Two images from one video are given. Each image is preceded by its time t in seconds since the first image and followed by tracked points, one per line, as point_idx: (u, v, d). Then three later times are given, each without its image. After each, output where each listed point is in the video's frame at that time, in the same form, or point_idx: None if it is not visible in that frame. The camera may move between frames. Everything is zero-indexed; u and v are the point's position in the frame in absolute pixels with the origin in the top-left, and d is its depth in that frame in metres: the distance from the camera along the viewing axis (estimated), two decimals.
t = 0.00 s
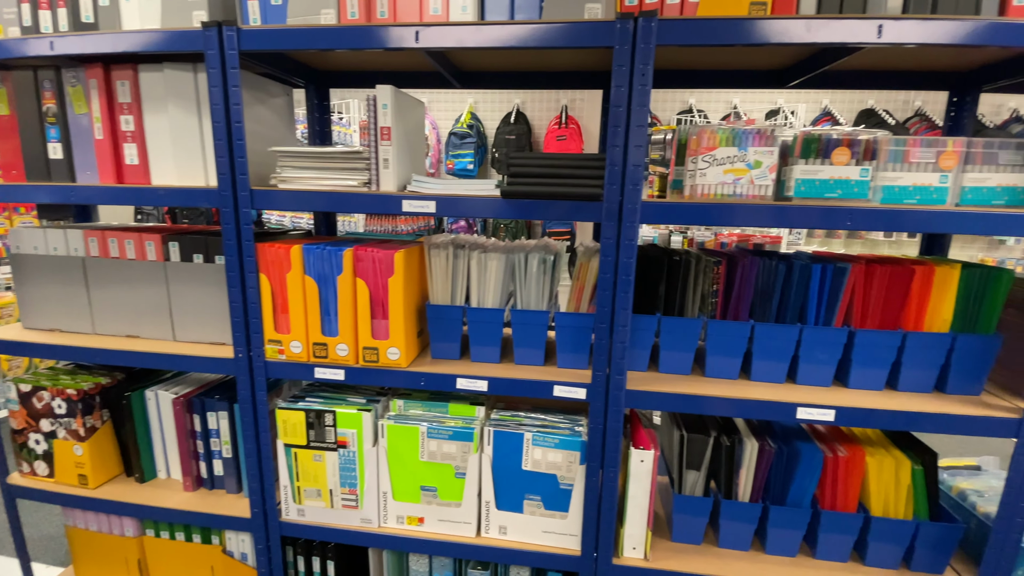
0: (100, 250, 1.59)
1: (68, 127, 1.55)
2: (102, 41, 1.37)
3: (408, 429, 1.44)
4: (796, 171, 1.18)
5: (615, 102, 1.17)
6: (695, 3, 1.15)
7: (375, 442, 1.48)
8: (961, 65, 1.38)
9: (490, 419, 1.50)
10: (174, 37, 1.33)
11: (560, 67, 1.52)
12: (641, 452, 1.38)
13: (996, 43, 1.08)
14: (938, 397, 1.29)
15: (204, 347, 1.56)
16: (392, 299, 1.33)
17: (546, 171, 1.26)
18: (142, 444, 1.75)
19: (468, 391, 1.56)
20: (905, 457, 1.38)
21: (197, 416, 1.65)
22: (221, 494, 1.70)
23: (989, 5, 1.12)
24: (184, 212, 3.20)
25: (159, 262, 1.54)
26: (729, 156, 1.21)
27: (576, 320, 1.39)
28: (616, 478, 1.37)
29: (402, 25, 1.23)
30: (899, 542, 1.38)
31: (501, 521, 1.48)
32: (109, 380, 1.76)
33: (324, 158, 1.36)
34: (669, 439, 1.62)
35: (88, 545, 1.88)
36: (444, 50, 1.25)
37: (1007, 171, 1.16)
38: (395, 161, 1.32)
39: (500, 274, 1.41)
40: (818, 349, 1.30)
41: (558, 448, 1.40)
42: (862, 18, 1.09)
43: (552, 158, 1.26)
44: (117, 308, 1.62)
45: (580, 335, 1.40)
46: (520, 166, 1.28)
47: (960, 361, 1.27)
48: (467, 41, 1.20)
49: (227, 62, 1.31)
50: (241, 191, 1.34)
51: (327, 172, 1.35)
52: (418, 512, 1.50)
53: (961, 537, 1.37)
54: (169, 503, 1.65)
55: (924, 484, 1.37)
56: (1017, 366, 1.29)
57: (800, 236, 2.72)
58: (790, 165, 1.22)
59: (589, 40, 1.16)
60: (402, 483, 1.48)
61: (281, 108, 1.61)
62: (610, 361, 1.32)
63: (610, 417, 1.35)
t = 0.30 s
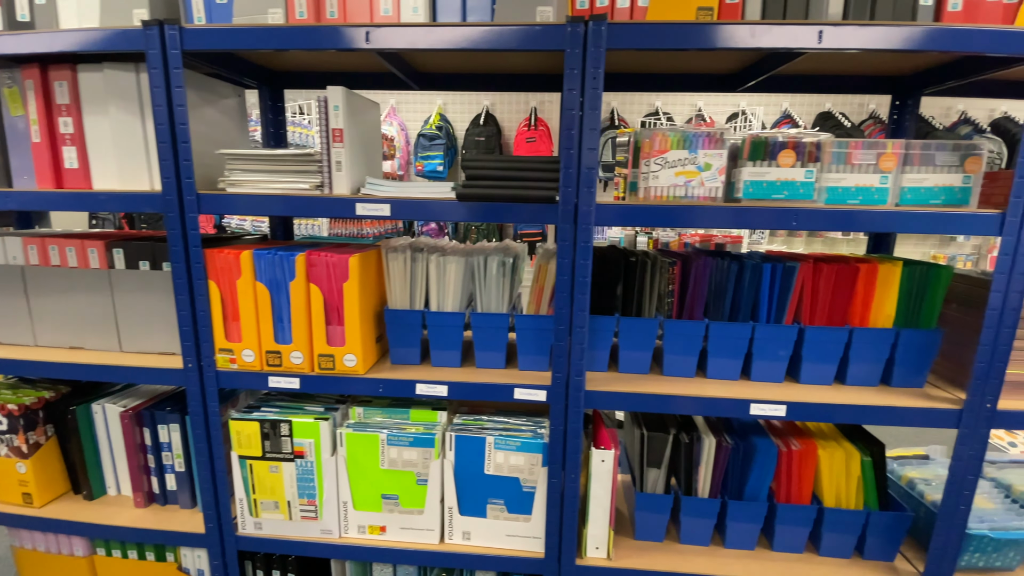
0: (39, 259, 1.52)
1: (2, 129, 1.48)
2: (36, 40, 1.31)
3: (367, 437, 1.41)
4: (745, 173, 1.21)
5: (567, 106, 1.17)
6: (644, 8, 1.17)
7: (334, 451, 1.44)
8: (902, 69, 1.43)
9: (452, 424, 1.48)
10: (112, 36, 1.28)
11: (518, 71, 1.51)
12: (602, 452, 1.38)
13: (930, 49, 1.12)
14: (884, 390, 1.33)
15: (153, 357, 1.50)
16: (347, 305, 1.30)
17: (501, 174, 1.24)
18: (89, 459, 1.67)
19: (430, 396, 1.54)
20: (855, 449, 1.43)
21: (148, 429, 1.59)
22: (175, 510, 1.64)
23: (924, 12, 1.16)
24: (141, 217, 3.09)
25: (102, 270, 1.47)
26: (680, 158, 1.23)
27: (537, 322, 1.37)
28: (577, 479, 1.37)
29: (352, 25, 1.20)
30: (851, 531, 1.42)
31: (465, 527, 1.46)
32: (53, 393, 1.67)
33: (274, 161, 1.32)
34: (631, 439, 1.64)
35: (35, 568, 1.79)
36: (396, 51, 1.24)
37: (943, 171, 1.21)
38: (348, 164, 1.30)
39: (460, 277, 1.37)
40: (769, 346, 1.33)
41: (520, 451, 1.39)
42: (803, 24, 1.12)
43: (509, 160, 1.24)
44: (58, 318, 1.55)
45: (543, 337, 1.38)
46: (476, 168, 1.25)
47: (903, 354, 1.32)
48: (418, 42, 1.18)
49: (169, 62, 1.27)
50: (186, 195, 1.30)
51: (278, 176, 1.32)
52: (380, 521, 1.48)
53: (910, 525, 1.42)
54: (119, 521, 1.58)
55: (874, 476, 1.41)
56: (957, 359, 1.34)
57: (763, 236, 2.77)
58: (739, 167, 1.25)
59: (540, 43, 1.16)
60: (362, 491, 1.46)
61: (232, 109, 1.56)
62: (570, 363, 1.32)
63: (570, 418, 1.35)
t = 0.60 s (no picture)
0: None
1: None
2: None
3: (323, 444, 1.39)
4: (692, 175, 1.24)
5: (517, 109, 1.17)
6: (590, 12, 1.18)
7: (289, 460, 1.42)
8: (845, 73, 1.48)
9: (412, 429, 1.46)
10: (47, 37, 1.23)
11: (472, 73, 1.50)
12: (561, 452, 1.39)
13: (865, 53, 1.16)
14: (831, 383, 1.37)
15: (98, 368, 1.45)
16: (298, 311, 1.28)
17: (453, 176, 1.23)
18: (35, 476, 1.61)
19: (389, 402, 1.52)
20: (806, 442, 1.46)
21: (96, 443, 1.54)
22: (127, 525, 1.59)
23: (859, 18, 1.20)
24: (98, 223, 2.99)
25: (42, 279, 1.42)
26: (630, 161, 1.26)
27: (494, 324, 1.36)
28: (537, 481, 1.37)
29: (296, 27, 1.18)
30: (804, 522, 1.46)
31: (426, 532, 1.45)
32: None
33: (220, 165, 1.29)
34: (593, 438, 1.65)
35: None
36: (343, 53, 1.22)
37: (881, 172, 1.25)
38: (297, 167, 1.28)
39: (416, 281, 1.35)
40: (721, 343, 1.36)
41: (480, 454, 1.39)
42: (743, 28, 1.14)
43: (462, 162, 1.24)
44: None
45: (501, 338, 1.37)
46: (428, 171, 1.24)
47: (848, 349, 1.36)
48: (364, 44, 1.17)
49: (108, 65, 1.23)
50: (128, 201, 1.26)
51: (224, 180, 1.29)
52: (339, 529, 1.45)
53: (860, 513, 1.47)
54: (66, 539, 1.52)
55: (824, 467, 1.45)
56: (901, 353, 1.38)
57: (728, 235, 2.81)
58: (686, 169, 1.28)
59: (487, 46, 1.16)
60: (320, 500, 1.43)
61: (181, 111, 1.54)
62: (526, 364, 1.32)
63: (529, 419, 1.35)
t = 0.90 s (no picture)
0: None
1: None
2: None
3: (282, 451, 1.36)
4: (645, 176, 1.27)
5: (471, 111, 1.16)
6: (542, 16, 1.20)
7: (248, 468, 1.39)
8: (794, 76, 1.52)
9: (375, 433, 1.45)
10: None
11: (431, 74, 1.49)
12: (525, 451, 1.38)
13: (807, 57, 1.20)
14: (784, 377, 1.41)
15: (45, 379, 1.40)
16: (253, 316, 1.27)
17: (406, 178, 1.23)
18: None
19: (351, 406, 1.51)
20: (762, 434, 1.51)
21: (45, 457, 1.48)
22: (79, 541, 1.54)
23: (801, 23, 1.24)
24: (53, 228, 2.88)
25: None
26: (584, 163, 1.27)
27: (455, 326, 1.34)
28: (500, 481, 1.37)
29: (245, 28, 1.17)
30: (762, 513, 1.50)
31: (390, 537, 1.44)
32: None
33: (168, 168, 1.27)
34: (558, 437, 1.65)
35: None
36: (294, 54, 1.20)
37: (826, 172, 1.29)
38: (249, 169, 1.26)
39: (375, 284, 1.34)
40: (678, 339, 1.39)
41: (443, 456, 1.38)
42: (690, 33, 1.17)
43: (415, 164, 1.24)
44: None
45: (462, 340, 1.36)
46: (382, 173, 1.24)
47: (799, 343, 1.40)
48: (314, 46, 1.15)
49: (48, 65, 1.19)
50: (72, 206, 1.22)
51: (173, 184, 1.27)
52: (301, 537, 1.43)
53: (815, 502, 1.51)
54: (13, 557, 1.46)
55: (779, 458, 1.50)
56: (851, 346, 1.43)
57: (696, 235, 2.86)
58: (639, 170, 1.31)
59: (439, 48, 1.15)
60: (281, 507, 1.41)
61: (130, 113, 1.50)
62: (487, 365, 1.31)
63: (491, 420, 1.34)
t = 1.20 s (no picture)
0: None
1: None
2: None
3: (240, 459, 1.33)
4: (601, 177, 1.29)
5: (426, 112, 1.16)
6: (496, 17, 1.21)
7: (204, 478, 1.36)
8: (747, 79, 1.56)
9: (336, 438, 1.44)
10: None
11: (389, 74, 1.48)
12: (488, 452, 1.38)
13: (754, 60, 1.23)
14: (740, 371, 1.45)
15: None
16: (205, 321, 1.24)
17: (361, 179, 1.22)
18: None
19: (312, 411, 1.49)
20: (721, 428, 1.54)
21: None
22: (26, 559, 1.47)
23: (748, 28, 1.28)
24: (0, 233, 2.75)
25: None
26: (542, 164, 1.28)
27: (415, 328, 1.33)
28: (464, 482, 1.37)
29: (191, 26, 1.14)
30: (722, 505, 1.53)
31: (354, 542, 1.42)
32: None
33: (114, 170, 1.23)
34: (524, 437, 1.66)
35: None
36: (244, 54, 1.18)
37: (775, 172, 1.34)
38: (199, 171, 1.24)
39: (333, 287, 1.32)
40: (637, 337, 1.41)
41: (405, 459, 1.37)
42: (641, 36, 1.19)
43: (369, 165, 1.24)
44: None
45: (423, 342, 1.35)
46: (337, 174, 1.23)
47: (754, 338, 1.44)
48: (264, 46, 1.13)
49: None
50: (9, 210, 1.17)
51: (119, 186, 1.23)
52: (262, 546, 1.41)
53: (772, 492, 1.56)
54: None
55: (737, 451, 1.54)
56: (803, 341, 1.47)
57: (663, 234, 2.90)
58: (596, 171, 1.33)
59: (393, 49, 1.15)
60: (239, 516, 1.38)
61: (75, 113, 1.45)
62: (448, 367, 1.31)
63: (453, 422, 1.33)
